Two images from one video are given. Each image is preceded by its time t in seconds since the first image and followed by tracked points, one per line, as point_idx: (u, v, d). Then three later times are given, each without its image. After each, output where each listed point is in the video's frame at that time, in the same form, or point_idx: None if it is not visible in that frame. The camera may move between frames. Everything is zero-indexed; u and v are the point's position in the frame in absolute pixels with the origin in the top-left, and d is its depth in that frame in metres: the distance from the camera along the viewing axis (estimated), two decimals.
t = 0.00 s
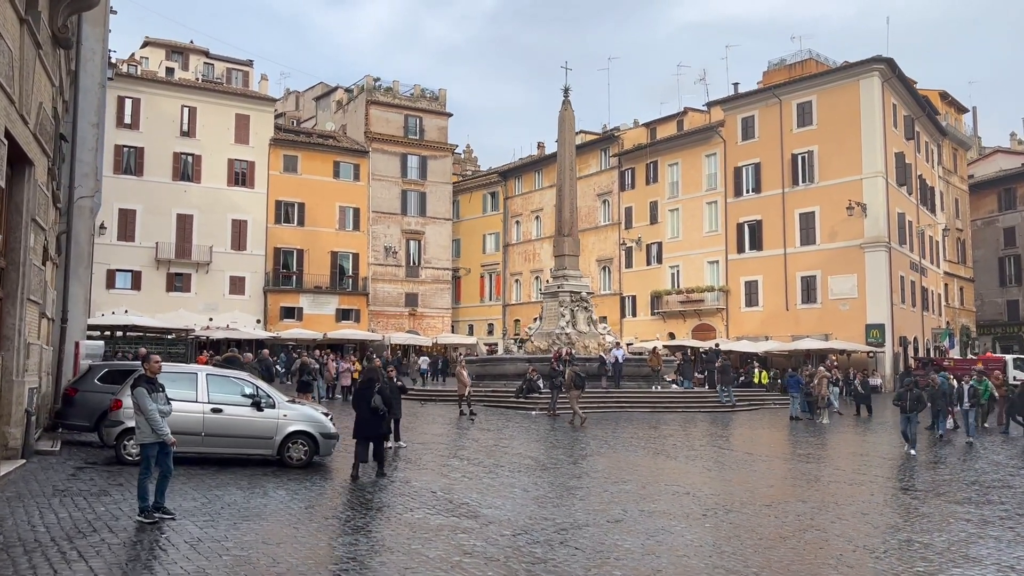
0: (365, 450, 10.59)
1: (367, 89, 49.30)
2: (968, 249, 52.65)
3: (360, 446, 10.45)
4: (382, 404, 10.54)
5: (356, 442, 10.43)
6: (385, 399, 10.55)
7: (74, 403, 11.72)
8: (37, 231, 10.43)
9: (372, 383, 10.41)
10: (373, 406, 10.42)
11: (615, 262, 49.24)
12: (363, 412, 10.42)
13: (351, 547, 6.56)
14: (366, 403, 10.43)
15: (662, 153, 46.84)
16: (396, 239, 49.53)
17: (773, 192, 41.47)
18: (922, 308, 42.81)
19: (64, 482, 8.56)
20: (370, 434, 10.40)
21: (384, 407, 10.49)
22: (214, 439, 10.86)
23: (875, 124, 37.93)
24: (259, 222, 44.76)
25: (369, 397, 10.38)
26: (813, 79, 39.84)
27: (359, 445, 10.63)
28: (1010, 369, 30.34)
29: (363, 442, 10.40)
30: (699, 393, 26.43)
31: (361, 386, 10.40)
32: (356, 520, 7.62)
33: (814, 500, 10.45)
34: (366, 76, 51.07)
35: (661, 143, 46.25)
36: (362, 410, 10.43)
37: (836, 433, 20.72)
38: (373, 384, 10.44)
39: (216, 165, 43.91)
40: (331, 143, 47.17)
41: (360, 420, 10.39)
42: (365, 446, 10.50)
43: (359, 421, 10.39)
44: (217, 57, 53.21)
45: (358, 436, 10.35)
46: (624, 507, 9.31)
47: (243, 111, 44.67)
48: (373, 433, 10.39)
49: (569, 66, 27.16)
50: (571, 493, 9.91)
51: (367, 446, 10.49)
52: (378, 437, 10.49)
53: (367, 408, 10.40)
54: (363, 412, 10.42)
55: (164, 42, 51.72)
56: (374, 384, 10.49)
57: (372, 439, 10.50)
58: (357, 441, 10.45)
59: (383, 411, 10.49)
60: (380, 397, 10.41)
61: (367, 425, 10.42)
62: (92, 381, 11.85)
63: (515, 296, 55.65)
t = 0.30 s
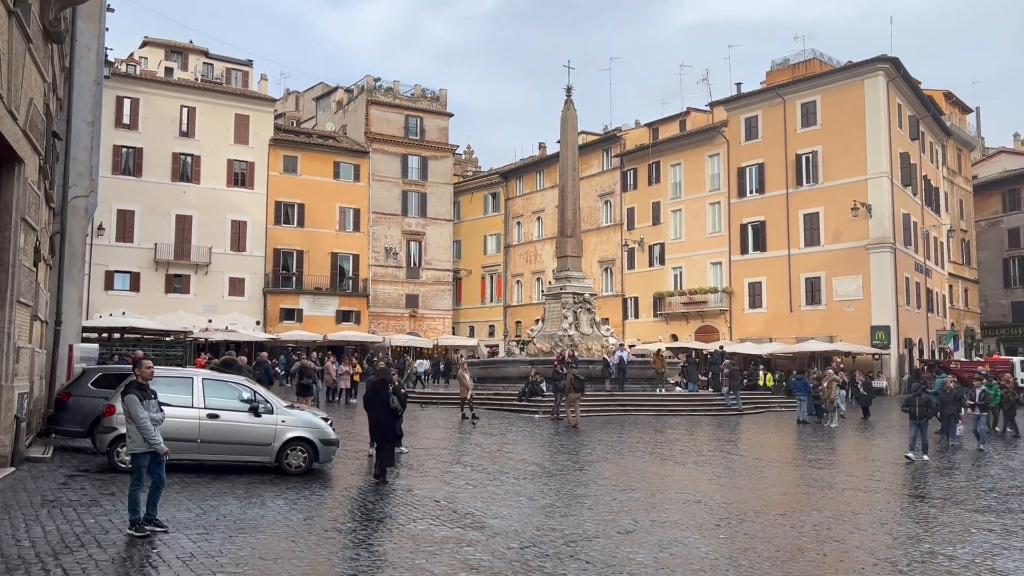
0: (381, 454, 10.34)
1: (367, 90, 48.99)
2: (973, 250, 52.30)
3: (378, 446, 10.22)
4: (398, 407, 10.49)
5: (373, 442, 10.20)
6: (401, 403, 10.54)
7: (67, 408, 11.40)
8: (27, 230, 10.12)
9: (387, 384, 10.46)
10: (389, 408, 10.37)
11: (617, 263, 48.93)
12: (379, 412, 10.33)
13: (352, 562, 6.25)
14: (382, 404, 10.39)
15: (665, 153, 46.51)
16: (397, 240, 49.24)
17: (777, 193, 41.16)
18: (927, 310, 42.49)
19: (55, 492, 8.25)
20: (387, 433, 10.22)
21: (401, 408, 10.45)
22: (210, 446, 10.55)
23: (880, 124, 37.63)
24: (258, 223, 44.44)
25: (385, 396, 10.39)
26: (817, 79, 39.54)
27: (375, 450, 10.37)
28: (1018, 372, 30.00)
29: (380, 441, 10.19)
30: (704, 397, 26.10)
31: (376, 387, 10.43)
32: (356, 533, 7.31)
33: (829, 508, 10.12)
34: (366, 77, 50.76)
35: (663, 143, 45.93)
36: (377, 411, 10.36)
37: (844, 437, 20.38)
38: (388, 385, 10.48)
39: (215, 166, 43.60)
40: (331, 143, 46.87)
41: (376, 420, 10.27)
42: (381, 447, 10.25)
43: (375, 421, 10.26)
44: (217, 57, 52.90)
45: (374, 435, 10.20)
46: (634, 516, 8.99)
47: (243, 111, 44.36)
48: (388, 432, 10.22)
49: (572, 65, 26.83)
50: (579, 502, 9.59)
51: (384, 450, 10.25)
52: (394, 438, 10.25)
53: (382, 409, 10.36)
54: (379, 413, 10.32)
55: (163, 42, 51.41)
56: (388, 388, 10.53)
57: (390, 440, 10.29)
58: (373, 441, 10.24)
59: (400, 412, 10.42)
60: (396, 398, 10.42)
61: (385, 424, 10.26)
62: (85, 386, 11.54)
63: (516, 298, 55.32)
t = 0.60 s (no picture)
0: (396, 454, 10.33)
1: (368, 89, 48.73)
2: (976, 250, 52.03)
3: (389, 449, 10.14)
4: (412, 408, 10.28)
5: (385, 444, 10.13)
6: (415, 402, 10.33)
7: (63, 407, 11.13)
8: (21, 224, 9.89)
9: (399, 385, 10.29)
10: (401, 409, 10.22)
11: (619, 263, 48.68)
12: (390, 414, 10.23)
13: (358, 567, 5.99)
14: (394, 405, 10.26)
15: (667, 152, 46.24)
16: (398, 240, 48.99)
17: (780, 191, 40.90)
18: (931, 309, 42.24)
19: (50, 493, 7.97)
20: (397, 435, 10.09)
21: (413, 409, 10.25)
22: (209, 446, 10.29)
23: (885, 123, 37.36)
24: (259, 222, 44.18)
25: (397, 397, 10.24)
26: (821, 77, 39.28)
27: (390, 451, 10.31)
28: None
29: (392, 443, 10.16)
30: (710, 397, 25.83)
31: (389, 388, 10.31)
32: (361, 535, 7.04)
33: (847, 509, 9.84)
34: (367, 75, 50.48)
35: (666, 142, 45.67)
36: (389, 413, 10.27)
37: (852, 437, 20.12)
38: (399, 387, 10.29)
39: (215, 165, 43.33)
40: (331, 142, 46.60)
41: (388, 422, 10.20)
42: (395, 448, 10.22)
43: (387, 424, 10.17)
44: (217, 56, 52.61)
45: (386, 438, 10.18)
46: (647, 518, 8.70)
47: (243, 110, 44.09)
48: (398, 436, 10.13)
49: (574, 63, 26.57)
50: (589, 503, 9.32)
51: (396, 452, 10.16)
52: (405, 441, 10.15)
53: (394, 411, 10.22)
54: (391, 414, 10.22)
55: (163, 41, 51.15)
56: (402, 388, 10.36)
57: (401, 442, 10.18)
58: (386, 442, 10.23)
59: (412, 413, 10.24)
60: (408, 399, 10.21)
61: (394, 426, 10.14)
62: (81, 384, 11.27)
63: (517, 298, 55.04)
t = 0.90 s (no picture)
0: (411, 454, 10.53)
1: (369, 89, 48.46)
2: (980, 250, 51.78)
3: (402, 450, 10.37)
4: (422, 407, 10.45)
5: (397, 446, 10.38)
6: (424, 401, 10.46)
7: (57, 410, 10.85)
8: (14, 222, 9.64)
9: (408, 386, 10.41)
10: (410, 409, 10.37)
11: (621, 264, 48.42)
12: (400, 415, 10.42)
13: None
14: (403, 406, 10.42)
15: (669, 152, 45.98)
16: (399, 240, 48.73)
17: (784, 192, 40.65)
18: (935, 310, 41.95)
19: (42, 500, 7.71)
20: (408, 436, 10.32)
21: (422, 409, 10.40)
22: (207, 450, 10.01)
23: (889, 123, 37.11)
24: (259, 223, 43.91)
25: (406, 398, 10.36)
26: (825, 77, 39.04)
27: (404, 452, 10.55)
28: None
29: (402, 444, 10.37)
30: (715, 399, 25.54)
31: (397, 389, 10.46)
32: (364, 546, 6.75)
33: (863, 516, 9.57)
34: (367, 75, 50.20)
35: (668, 142, 45.42)
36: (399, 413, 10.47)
37: (860, 440, 19.83)
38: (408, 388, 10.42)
39: (215, 165, 43.06)
40: (331, 142, 46.33)
41: (397, 423, 10.42)
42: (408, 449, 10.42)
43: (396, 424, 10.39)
44: (217, 56, 52.35)
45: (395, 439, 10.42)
46: (658, 527, 8.43)
47: (243, 110, 43.82)
48: (407, 437, 10.34)
49: (577, 61, 26.31)
50: (599, 511, 9.05)
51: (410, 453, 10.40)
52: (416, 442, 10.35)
53: (403, 411, 10.42)
54: (401, 415, 10.40)
55: (162, 40, 50.89)
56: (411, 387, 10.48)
57: (412, 443, 10.38)
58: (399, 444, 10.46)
59: (421, 413, 10.41)
60: (417, 399, 10.33)
61: (404, 427, 10.37)
62: (76, 388, 11.00)
63: (518, 299, 54.77)
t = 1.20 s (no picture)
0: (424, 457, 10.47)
1: (369, 87, 48.15)
2: (983, 250, 51.49)
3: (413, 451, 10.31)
4: (436, 409, 10.42)
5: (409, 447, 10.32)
6: (438, 404, 10.45)
7: (50, 409, 10.56)
8: (5, 214, 9.37)
9: (422, 387, 10.43)
10: (424, 411, 10.38)
11: (622, 263, 48.14)
12: (413, 416, 10.41)
13: None
14: (417, 408, 10.43)
15: (671, 151, 45.69)
16: (399, 240, 48.45)
17: (787, 190, 40.36)
18: (939, 309, 41.67)
19: (31, 501, 7.42)
20: (420, 438, 10.29)
21: (436, 411, 10.37)
22: (203, 451, 9.73)
23: (894, 121, 36.80)
24: (258, 222, 43.63)
25: (419, 400, 10.38)
26: (828, 74, 38.76)
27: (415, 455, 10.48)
28: None
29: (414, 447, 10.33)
30: (721, 399, 25.23)
31: (412, 390, 10.49)
32: (366, 550, 6.47)
33: (881, 519, 9.28)
34: (368, 74, 49.90)
35: (670, 141, 45.13)
36: (412, 415, 10.44)
37: (869, 441, 19.50)
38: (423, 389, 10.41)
39: (214, 163, 42.77)
40: (331, 141, 46.02)
41: (411, 424, 10.38)
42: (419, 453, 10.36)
43: (409, 425, 10.36)
44: (216, 54, 52.08)
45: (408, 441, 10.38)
46: (670, 530, 8.14)
47: (243, 108, 43.52)
48: (420, 439, 10.29)
49: (578, 58, 26.00)
50: (608, 513, 8.77)
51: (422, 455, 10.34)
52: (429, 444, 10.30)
53: (416, 413, 10.40)
54: (414, 417, 10.40)
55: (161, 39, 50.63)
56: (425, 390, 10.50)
57: (424, 445, 10.33)
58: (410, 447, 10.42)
59: (435, 415, 10.38)
60: (431, 401, 10.34)
61: (416, 427, 10.35)
62: (70, 386, 10.72)
63: (519, 298, 54.48)
